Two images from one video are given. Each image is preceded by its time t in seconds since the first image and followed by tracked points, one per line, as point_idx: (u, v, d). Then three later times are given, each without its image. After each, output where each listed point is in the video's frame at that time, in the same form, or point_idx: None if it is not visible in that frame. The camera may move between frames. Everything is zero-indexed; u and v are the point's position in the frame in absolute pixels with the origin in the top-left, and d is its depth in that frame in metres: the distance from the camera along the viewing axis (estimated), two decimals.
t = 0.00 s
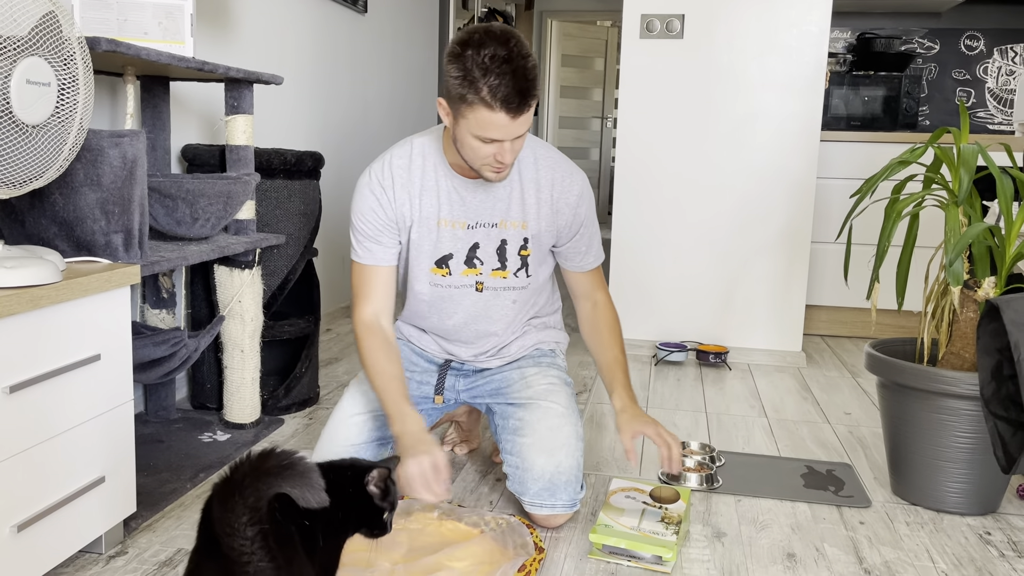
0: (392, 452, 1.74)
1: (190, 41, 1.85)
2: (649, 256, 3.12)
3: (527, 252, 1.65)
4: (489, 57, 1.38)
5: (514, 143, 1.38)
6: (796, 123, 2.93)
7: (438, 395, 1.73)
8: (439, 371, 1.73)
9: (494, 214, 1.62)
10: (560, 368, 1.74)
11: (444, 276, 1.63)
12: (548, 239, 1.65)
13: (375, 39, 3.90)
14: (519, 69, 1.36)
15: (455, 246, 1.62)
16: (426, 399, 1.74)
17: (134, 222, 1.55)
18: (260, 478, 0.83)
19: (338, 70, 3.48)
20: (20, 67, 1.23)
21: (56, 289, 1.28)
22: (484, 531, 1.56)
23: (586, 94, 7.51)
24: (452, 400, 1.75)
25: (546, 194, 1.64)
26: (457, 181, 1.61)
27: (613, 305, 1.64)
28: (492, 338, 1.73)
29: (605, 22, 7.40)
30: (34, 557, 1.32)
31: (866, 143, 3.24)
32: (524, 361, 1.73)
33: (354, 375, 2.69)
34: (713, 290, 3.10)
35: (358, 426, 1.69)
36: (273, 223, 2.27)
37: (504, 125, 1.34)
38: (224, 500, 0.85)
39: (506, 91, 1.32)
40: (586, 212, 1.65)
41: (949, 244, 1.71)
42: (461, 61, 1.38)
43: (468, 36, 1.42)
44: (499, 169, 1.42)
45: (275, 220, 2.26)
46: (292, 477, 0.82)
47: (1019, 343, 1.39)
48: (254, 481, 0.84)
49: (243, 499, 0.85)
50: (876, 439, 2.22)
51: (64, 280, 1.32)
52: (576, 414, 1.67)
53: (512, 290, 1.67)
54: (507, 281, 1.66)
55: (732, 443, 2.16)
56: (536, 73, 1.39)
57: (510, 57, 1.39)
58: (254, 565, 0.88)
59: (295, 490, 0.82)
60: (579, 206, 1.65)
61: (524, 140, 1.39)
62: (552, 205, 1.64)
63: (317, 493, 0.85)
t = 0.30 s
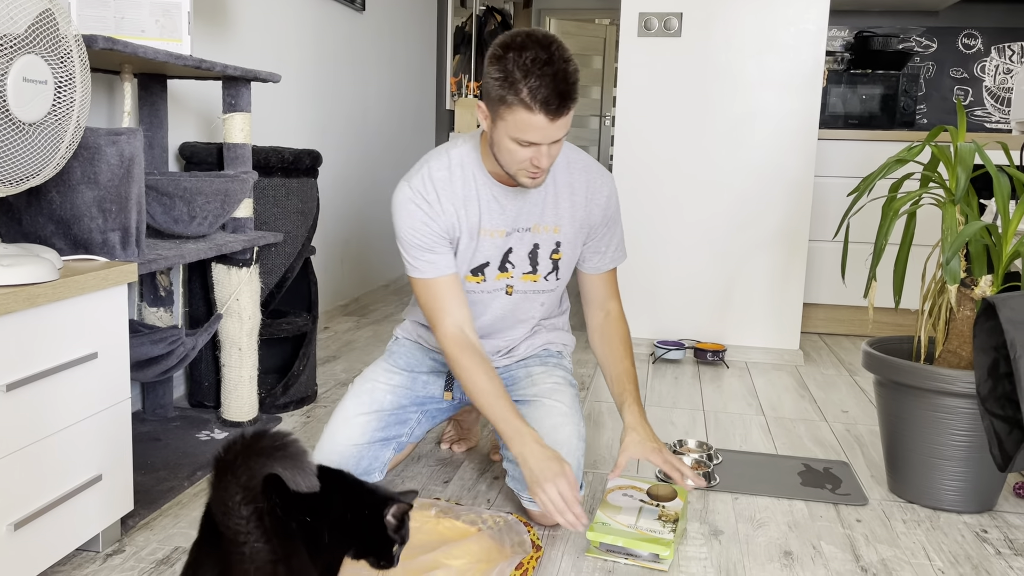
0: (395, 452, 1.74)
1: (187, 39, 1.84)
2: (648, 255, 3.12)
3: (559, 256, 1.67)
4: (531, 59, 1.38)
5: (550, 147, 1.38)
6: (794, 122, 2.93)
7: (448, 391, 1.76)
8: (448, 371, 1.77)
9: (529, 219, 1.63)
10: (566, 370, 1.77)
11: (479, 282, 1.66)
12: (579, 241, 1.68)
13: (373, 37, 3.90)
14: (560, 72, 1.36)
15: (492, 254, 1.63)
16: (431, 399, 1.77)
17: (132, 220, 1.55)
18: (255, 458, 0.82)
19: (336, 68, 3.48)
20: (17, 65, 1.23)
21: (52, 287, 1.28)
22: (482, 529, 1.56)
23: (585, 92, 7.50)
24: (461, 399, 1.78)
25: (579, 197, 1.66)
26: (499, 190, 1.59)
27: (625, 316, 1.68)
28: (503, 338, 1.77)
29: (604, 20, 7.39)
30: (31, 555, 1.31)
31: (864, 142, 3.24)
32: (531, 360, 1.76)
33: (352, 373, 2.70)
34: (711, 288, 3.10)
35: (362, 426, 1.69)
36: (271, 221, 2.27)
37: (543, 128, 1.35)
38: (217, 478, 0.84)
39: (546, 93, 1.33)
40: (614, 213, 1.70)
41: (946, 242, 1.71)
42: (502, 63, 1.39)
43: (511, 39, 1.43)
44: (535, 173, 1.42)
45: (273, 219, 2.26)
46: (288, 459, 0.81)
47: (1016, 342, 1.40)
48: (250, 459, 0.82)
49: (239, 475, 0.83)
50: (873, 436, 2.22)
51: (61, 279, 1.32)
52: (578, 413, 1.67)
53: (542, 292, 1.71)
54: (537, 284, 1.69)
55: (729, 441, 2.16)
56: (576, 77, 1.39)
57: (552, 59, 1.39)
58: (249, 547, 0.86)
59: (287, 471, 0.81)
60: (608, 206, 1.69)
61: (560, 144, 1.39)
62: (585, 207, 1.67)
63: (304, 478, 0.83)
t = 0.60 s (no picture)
0: (398, 454, 1.76)
1: (184, 37, 1.84)
2: (647, 254, 3.12)
3: (583, 262, 1.68)
4: (585, 61, 1.38)
5: (601, 151, 1.38)
6: (792, 121, 2.93)
7: (454, 391, 1.77)
8: (452, 372, 1.77)
9: (559, 226, 1.62)
10: (570, 369, 1.77)
11: (505, 287, 1.65)
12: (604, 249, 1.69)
13: (370, 35, 3.89)
14: (615, 75, 1.36)
15: (520, 259, 1.62)
16: (436, 400, 1.77)
17: (128, 219, 1.55)
18: (247, 424, 0.82)
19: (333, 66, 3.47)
20: (14, 63, 1.22)
21: (50, 286, 1.28)
22: (479, 528, 1.56)
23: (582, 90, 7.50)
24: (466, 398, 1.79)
25: (605, 206, 1.67)
26: (533, 196, 1.58)
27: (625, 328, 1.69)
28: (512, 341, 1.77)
29: (601, 19, 7.39)
30: (28, 554, 1.31)
31: (862, 141, 3.24)
32: (536, 359, 1.77)
33: (349, 372, 2.69)
34: (709, 287, 3.10)
35: (367, 429, 1.69)
36: (268, 220, 2.25)
37: (597, 131, 1.35)
38: (219, 444, 0.82)
39: (604, 96, 1.33)
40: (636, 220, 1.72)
41: (944, 241, 1.71)
42: (555, 65, 1.38)
43: (563, 41, 1.42)
44: (582, 179, 1.42)
45: (270, 217, 2.25)
46: (287, 429, 0.83)
47: (1013, 341, 1.40)
48: (248, 425, 0.82)
49: (235, 442, 0.83)
50: (871, 436, 2.22)
51: (59, 277, 1.32)
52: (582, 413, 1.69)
53: (563, 298, 1.72)
54: (560, 290, 1.70)
55: (727, 440, 2.17)
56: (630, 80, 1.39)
57: (605, 62, 1.39)
58: (259, 514, 0.86)
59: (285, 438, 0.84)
60: (630, 215, 1.71)
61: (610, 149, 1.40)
62: (610, 216, 1.68)
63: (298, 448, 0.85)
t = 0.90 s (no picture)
0: (396, 452, 1.75)
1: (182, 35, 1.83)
2: (646, 252, 3.12)
3: (577, 252, 1.67)
4: (580, 38, 1.38)
5: (595, 128, 1.39)
6: (791, 119, 2.93)
7: (453, 386, 1.76)
8: (450, 368, 1.75)
9: (552, 214, 1.62)
10: (567, 367, 1.77)
11: (495, 271, 1.64)
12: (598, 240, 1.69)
13: (369, 33, 3.89)
14: (611, 51, 1.37)
15: (510, 242, 1.62)
16: (434, 397, 1.77)
17: (127, 216, 1.55)
18: (202, 440, 0.80)
19: (332, 64, 3.47)
20: (11, 60, 1.22)
21: (47, 284, 1.28)
22: (478, 526, 1.57)
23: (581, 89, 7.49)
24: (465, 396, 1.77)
25: (599, 197, 1.67)
26: (522, 177, 1.59)
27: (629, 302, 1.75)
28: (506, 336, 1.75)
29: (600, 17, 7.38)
30: (26, 553, 1.31)
31: (861, 139, 3.24)
32: (533, 357, 1.76)
33: (348, 370, 2.69)
34: (708, 284, 3.10)
35: (366, 425, 1.70)
36: (267, 218, 2.25)
37: (593, 107, 1.36)
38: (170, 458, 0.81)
39: (600, 71, 1.34)
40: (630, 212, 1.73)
41: (943, 239, 1.71)
42: (549, 42, 1.39)
43: (558, 20, 1.43)
44: (575, 157, 1.43)
45: (269, 216, 2.25)
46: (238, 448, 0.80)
47: (1012, 339, 1.40)
48: (203, 439, 0.80)
49: (185, 452, 0.80)
50: (869, 434, 2.22)
51: (56, 274, 1.32)
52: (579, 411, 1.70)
53: (557, 289, 1.70)
54: (555, 280, 1.68)
55: (725, 438, 2.16)
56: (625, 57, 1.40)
57: (601, 40, 1.39)
58: (200, 526, 0.83)
59: (234, 458, 0.81)
60: (624, 208, 1.71)
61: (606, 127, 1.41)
62: (605, 207, 1.68)
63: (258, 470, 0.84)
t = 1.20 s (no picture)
0: (392, 444, 1.75)
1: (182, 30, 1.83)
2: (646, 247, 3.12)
3: (551, 215, 1.71)
4: None
5: (525, 78, 1.49)
6: (792, 113, 2.92)
7: (447, 376, 1.77)
8: (444, 357, 1.77)
9: (517, 180, 1.68)
10: (560, 362, 1.78)
11: (474, 246, 1.68)
12: (570, 200, 1.74)
13: (368, 28, 3.88)
14: (525, 6, 1.48)
15: (483, 214, 1.67)
16: (428, 389, 1.77)
17: (127, 211, 1.55)
18: (129, 404, 0.97)
19: (332, 59, 3.46)
20: (10, 55, 1.22)
21: (47, 280, 1.27)
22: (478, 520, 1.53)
23: (582, 84, 7.48)
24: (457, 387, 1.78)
25: (562, 158, 1.73)
26: (480, 150, 1.67)
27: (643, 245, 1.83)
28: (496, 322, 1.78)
29: (601, 12, 7.35)
30: (28, 547, 1.31)
31: (862, 133, 3.24)
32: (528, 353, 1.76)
33: (348, 365, 2.69)
34: (708, 278, 3.10)
35: (361, 418, 1.70)
36: (267, 213, 2.26)
37: (516, 56, 1.45)
38: (105, 420, 0.98)
39: (515, 22, 1.45)
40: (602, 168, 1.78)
41: (943, 234, 1.71)
42: (469, 9, 1.50)
43: None
44: (516, 110, 1.52)
45: (269, 210, 2.25)
46: (167, 418, 0.95)
47: (1012, 334, 1.40)
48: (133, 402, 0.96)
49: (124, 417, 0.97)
50: (869, 428, 2.23)
51: (57, 270, 1.32)
52: (574, 404, 1.70)
53: (539, 255, 1.73)
54: (534, 245, 1.71)
55: (726, 433, 2.17)
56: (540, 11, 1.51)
57: None
58: (142, 492, 0.98)
59: (165, 424, 0.95)
60: (593, 165, 1.76)
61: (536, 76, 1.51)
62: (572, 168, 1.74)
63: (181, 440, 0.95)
